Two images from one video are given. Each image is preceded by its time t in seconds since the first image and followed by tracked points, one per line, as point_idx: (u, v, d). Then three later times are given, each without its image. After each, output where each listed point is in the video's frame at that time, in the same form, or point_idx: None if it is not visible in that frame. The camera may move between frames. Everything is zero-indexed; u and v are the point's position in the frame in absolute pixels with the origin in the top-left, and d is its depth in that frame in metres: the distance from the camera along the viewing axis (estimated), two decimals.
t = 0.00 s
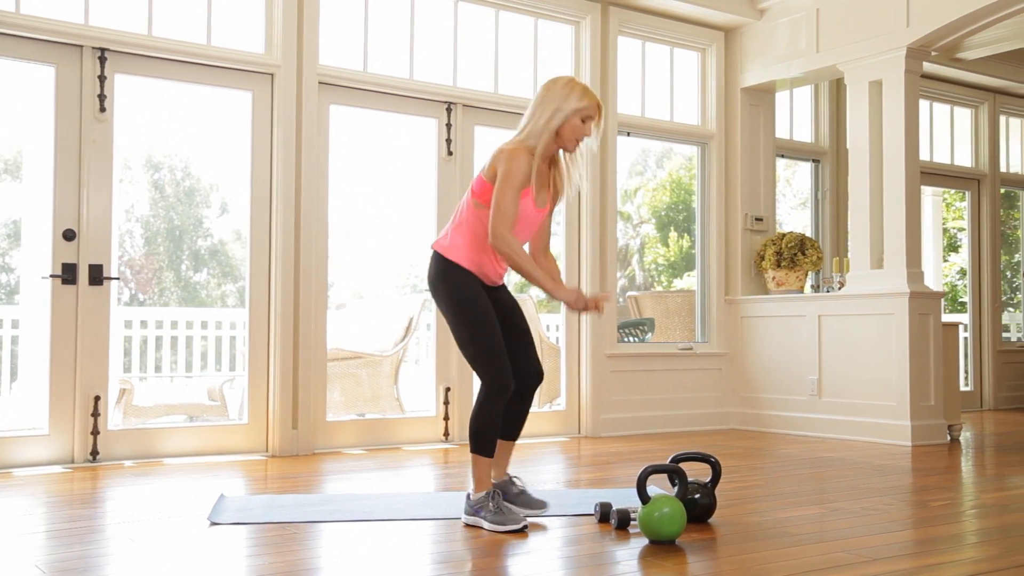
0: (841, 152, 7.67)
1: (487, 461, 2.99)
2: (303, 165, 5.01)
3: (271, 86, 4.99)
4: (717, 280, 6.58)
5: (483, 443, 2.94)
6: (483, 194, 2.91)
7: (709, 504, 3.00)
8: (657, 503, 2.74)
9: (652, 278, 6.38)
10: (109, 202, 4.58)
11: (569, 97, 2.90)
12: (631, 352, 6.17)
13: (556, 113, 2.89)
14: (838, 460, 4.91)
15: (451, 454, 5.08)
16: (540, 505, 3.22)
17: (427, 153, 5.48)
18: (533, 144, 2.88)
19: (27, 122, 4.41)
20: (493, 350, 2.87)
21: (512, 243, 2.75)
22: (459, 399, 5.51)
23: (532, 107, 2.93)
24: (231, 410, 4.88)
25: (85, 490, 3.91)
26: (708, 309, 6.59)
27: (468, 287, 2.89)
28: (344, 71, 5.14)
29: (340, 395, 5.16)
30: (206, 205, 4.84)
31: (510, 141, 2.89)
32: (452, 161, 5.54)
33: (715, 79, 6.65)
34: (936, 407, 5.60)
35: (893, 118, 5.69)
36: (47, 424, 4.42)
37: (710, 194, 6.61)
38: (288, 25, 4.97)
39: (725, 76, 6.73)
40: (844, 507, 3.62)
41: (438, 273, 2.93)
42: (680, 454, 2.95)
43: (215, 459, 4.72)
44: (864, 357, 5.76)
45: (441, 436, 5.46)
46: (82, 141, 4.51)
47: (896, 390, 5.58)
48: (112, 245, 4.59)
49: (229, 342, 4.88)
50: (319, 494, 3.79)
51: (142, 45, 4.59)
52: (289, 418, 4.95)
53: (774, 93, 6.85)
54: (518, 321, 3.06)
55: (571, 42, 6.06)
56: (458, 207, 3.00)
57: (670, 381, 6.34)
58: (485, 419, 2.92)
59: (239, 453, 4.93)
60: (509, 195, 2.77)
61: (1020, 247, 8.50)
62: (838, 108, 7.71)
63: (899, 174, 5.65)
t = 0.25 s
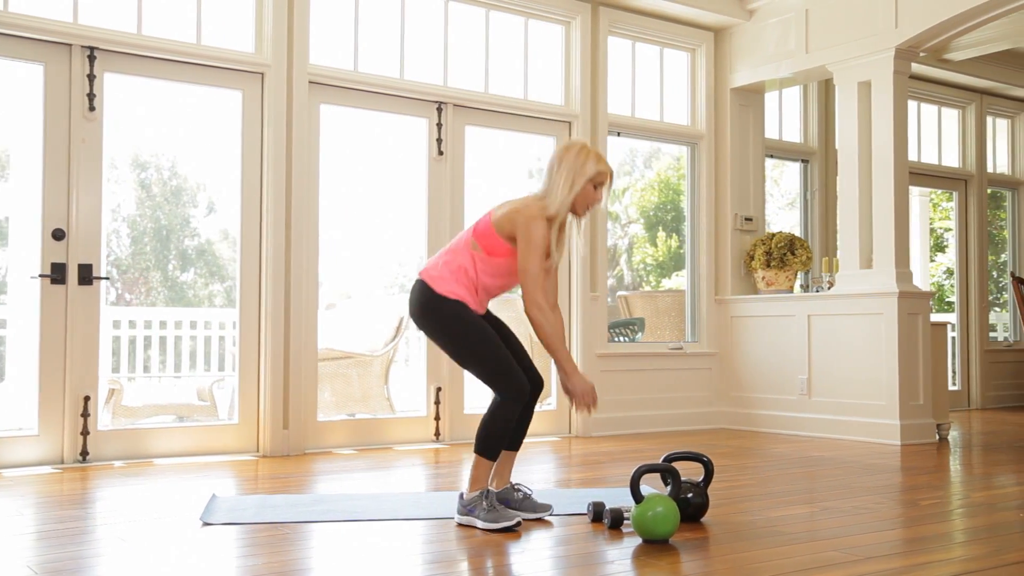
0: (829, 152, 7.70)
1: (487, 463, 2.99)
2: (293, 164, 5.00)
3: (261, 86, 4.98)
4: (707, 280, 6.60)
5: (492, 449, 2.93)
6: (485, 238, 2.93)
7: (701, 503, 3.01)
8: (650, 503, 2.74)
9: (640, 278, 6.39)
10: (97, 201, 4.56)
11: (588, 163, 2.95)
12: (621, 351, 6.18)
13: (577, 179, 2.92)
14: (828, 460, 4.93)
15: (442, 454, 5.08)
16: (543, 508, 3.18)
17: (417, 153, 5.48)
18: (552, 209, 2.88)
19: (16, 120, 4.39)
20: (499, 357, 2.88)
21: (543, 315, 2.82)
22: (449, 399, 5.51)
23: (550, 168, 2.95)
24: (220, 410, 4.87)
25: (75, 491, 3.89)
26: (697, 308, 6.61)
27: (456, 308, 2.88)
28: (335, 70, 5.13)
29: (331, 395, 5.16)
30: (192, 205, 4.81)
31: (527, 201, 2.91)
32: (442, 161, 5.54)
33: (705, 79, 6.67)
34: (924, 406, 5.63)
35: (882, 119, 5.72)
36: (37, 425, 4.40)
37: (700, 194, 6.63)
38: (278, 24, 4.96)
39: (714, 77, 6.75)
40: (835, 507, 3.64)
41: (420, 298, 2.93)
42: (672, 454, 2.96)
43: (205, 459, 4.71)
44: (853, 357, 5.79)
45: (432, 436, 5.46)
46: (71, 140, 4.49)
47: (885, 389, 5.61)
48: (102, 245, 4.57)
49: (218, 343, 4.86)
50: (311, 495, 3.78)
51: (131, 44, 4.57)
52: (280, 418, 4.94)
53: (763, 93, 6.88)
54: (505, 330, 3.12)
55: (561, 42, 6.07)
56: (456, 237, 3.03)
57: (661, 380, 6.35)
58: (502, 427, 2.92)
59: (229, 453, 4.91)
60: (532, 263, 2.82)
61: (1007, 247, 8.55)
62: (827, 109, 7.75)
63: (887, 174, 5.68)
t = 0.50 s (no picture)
0: (823, 153, 7.72)
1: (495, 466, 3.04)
2: (289, 164, 5.00)
3: (257, 85, 4.97)
4: (702, 279, 6.61)
5: (507, 458, 3.00)
6: (494, 299, 2.96)
7: (699, 503, 3.02)
8: (649, 502, 2.75)
9: (634, 278, 6.40)
10: (93, 201, 4.55)
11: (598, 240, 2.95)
12: (616, 351, 6.19)
13: (587, 256, 2.93)
14: (823, 459, 4.95)
15: (438, 454, 5.09)
16: (543, 508, 3.19)
17: (413, 152, 5.48)
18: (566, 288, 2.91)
19: (11, 120, 4.37)
20: (506, 373, 2.95)
21: (576, 391, 2.84)
22: (446, 399, 5.52)
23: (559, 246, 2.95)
24: (215, 410, 4.86)
25: (72, 491, 3.89)
26: (692, 308, 6.62)
27: (454, 354, 2.96)
28: (331, 70, 5.13)
29: (326, 395, 5.16)
30: (184, 205, 4.80)
31: (541, 276, 2.91)
32: (438, 161, 5.54)
33: (699, 79, 6.68)
34: (919, 406, 5.65)
35: (877, 119, 5.73)
36: (32, 425, 4.39)
37: (695, 194, 6.64)
38: (274, 24, 4.95)
39: (709, 77, 6.76)
40: (832, 506, 3.65)
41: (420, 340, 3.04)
42: (671, 454, 2.97)
43: (202, 459, 4.70)
44: (848, 356, 5.81)
45: (428, 436, 5.46)
46: (67, 139, 4.48)
47: (879, 389, 5.63)
48: (97, 244, 4.56)
49: (212, 343, 4.85)
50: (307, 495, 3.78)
51: (126, 43, 4.56)
52: (276, 418, 4.93)
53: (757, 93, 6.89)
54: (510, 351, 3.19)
55: (557, 42, 6.07)
56: (468, 287, 3.05)
57: (656, 380, 6.37)
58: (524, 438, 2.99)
59: (225, 453, 4.91)
60: (557, 342, 2.84)
61: (999, 246, 8.59)
62: (821, 109, 7.77)
63: (882, 174, 5.69)
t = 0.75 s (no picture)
0: (821, 153, 7.73)
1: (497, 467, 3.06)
2: (288, 164, 5.00)
3: (256, 85, 4.97)
4: (700, 279, 6.62)
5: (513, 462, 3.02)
6: (497, 333, 2.99)
7: (701, 502, 3.03)
8: (652, 502, 2.76)
9: (630, 277, 6.41)
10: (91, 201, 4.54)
11: (595, 276, 2.95)
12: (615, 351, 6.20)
13: (587, 294, 2.94)
14: (822, 459, 4.96)
15: (437, 454, 5.10)
16: (546, 509, 3.19)
17: (412, 152, 5.48)
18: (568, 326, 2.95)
19: (9, 119, 4.37)
20: (502, 389, 2.99)
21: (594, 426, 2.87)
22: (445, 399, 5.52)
23: (559, 289, 2.97)
24: (213, 410, 4.85)
25: (72, 491, 3.89)
26: (690, 308, 6.63)
27: (457, 385, 2.99)
28: (329, 70, 5.13)
29: (325, 395, 5.16)
30: (178, 205, 4.78)
31: (545, 317, 2.94)
32: (436, 161, 5.55)
33: (697, 79, 6.69)
34: (917, 405, 5.67)
35: (874, 119, 5.75)
36: (32, 425, 4.39)
37: (693, 194, 6.65)
38: (272, 24, 4.95)
39: (706, 77, 6.77)
40: (831, 506, 3.67)
41: (422, 374, 3.09)
42: (672, 454, 2.97)
43: (202, 459, 4.70)
44: (846, 356, 5.82)
45: (427, 436, 5.46)
46: (66, 139, 4.47)
47: (878, 389, 5.64)
48: (97, 244, 4.56)
49: (209, 343, 4.84)
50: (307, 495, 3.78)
51: (125, 43, 4.56)
52: (275, 418, 4.93)
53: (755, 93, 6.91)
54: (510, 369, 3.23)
55: (554, 41, 6.08)
56: (469, 322, 3.09)
57: (654, 380, 6.37)
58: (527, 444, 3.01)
59: (224, 453, 4.91)
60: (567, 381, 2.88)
61: (995, 246, 8.61)
62: (818, 109, 7.78)
63: (880, 174, 5.71)
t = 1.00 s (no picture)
0: (823, 153, 7.74)
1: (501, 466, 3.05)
2: (292, 165, 5.01)
3: (261, 86, 4.98)
4: (703, 278, 6.63)
5: (517, 461, 3.01)
6: (496, 329, 3.01)
7: (708, 502, 3.04)
8: (660, 502, 2.76)
9: (631, 277, 6.40)
10: (96, 201, 4.55)
11: (591, 265, 2.97)
12: (618, 351, 6.21)
13: (582, 282, 2.96)
14: (825, 459, 4.96)
15: (441, 453, 5.10)
16: (553, 507, 3.19)
17: (415, 152, 5.48)
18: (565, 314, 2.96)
19: (14, 119, 4.37)
20: (503, 385, 2.99)
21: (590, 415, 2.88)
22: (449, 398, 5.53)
23: (556, 278, 2.98)
24: (216, 410, 4.85)
25: (78, 491, 3.89)
26: (693, 307, 6.63)
27: (458, 380, 3.01)
28: (333, 70, 5.14)
29: (329, 395, 5.16)
30: (178, 205, 4.77)
31: (541, 307, 2.95)
32: (440, 161, 5.55)
33: (699, 80, 6.69)
34: (920, 405, 5.67)
35: (878, 119, 5.75)
36: (37, 425, 4.39)
37: (695, 194, 6.65)
38: (277, 24, 4.95)
39: (709, 77, 6.77)
40: (836, 506, 3.67)
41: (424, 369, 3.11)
42: (680, 454, 2.98)
43: (207, 459, 4.71)
44: (849, 356, 5.82)
45: (430, 435, 5.47)
46: (71, 140, 4.48)
47: (881, 388, 5.64)
48: (102, 244, 4.57)
49: (211, 343, 4.85)
50: (312, 495, 3.78)
51: (129, 44, 4.56)
52: (280, 418, 4.94)
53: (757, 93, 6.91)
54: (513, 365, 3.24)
55: (557, 41, 6.09)
56: (469, 318, 3.11)
57: (657, 380, 6.38)
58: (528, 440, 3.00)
59: (228, 453, 4.91)
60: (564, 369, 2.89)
61: (996, 246, 8.61)
62: (820, 109, 7.78)
63: (883, 173, 5.71)
